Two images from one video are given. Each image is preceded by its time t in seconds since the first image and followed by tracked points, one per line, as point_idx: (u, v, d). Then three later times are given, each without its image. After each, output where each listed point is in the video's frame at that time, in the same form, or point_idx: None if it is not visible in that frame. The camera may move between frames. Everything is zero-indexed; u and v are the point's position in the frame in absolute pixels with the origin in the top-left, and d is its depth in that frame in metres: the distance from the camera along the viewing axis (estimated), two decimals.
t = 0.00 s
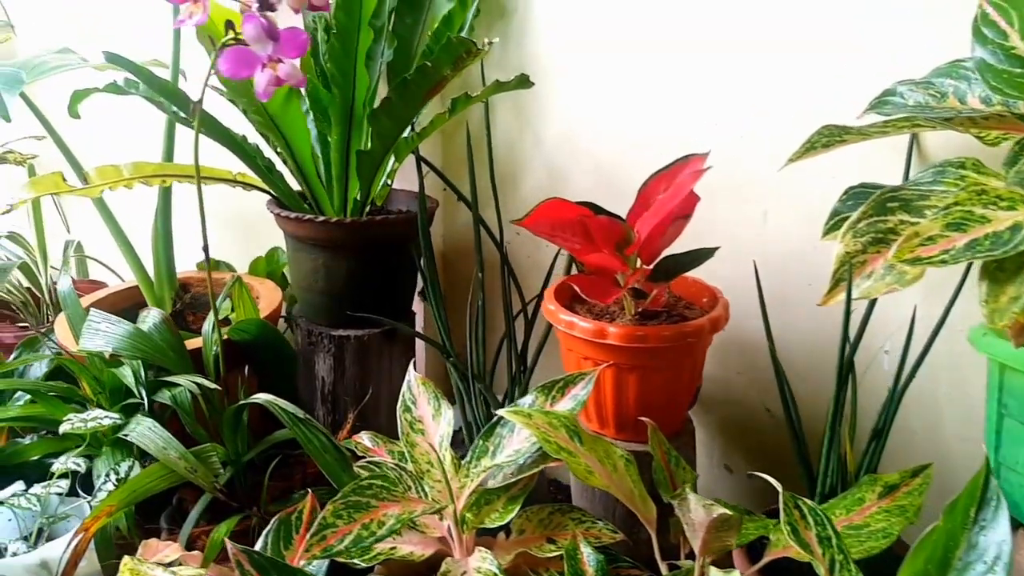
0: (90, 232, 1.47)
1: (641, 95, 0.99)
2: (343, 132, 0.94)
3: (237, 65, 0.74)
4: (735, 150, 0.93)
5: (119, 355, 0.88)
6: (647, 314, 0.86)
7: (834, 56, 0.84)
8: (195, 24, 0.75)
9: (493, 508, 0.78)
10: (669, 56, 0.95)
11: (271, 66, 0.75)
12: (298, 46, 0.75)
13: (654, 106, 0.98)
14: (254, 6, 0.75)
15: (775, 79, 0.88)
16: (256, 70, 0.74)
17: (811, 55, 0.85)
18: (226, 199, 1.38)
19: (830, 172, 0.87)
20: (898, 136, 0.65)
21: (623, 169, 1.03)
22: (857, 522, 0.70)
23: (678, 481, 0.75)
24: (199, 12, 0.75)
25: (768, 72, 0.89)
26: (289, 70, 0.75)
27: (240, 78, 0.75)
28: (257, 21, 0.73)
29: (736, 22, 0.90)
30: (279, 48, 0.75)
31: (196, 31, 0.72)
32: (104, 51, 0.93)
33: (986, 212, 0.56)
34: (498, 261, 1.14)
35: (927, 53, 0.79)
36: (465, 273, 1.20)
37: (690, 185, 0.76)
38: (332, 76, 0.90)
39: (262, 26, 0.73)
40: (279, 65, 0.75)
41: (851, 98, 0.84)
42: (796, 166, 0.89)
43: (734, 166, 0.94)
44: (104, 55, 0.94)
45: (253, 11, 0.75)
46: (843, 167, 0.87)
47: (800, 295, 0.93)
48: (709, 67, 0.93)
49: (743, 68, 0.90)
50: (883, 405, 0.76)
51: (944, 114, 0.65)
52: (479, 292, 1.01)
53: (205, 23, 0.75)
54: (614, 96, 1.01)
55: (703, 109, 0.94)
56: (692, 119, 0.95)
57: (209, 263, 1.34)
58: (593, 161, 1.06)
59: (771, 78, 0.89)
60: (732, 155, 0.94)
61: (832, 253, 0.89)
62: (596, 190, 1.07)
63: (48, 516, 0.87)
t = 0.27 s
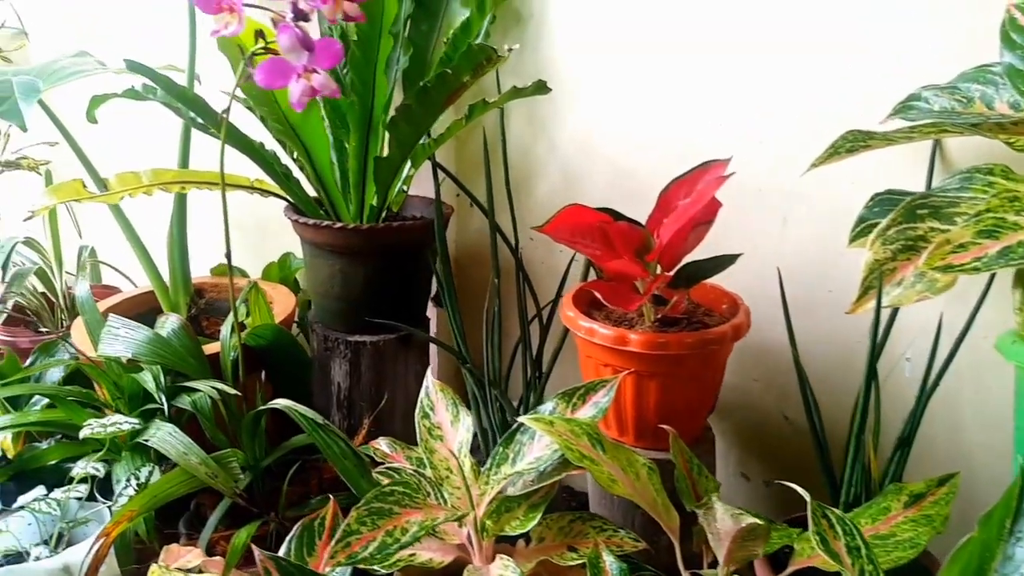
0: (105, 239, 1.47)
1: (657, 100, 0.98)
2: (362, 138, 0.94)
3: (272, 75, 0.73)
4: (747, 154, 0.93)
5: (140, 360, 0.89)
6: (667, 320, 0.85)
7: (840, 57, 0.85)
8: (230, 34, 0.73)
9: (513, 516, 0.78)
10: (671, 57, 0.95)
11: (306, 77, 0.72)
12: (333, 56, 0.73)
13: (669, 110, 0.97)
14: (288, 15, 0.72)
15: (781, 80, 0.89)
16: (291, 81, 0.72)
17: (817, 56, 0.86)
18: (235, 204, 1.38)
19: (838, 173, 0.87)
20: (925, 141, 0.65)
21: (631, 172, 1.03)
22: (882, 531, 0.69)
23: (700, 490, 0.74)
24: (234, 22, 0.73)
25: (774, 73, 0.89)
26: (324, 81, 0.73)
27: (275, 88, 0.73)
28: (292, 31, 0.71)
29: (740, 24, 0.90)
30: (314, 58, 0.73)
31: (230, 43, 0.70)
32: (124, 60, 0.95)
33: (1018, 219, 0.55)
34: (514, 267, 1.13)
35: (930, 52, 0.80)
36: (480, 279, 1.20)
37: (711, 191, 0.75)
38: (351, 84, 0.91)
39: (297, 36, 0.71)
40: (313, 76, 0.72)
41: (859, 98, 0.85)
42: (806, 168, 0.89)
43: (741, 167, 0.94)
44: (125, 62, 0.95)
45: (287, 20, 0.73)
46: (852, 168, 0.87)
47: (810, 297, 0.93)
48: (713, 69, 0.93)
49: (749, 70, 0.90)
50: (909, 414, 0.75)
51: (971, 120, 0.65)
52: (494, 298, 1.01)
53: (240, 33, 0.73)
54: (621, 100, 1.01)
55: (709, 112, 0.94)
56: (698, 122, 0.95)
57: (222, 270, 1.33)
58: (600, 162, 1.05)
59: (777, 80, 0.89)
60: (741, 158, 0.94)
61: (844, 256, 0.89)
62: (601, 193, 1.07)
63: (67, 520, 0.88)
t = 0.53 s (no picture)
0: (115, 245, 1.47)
1: (671, 106, 0.99)
2: (380, 146, 0.95)
3: (305, 89, 0.71)
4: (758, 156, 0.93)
5: (159, 368, 0.90)
6: (688, 327, 0.86)
7: (848, 60, 0.85)
8: (262, 48, 0.70)
9: (535, 523, 0.78)
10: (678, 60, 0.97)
11: (339, 91, 0.70)
12: (365, 71, 0.70)
13: (680, 115, 0.98)
14: (320, 28, 0.70)
15: (789, 82, 0.89)
16: (323, 95, 0.71)
17: (825, 58, 0.87)
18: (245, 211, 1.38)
19: (848, 175, 0.88)
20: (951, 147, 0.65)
21: (641, 176, 1.03)
22: (907, 538, 0.69)
23: (723, 497, 0.75)
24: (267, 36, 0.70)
25: (781, 76, 0.90)
26: (356, 96, 0.71)
27: (307, 103, 0.71)
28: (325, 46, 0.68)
29: (746, 27, 0.91)
30: (346, 73, 0.70)
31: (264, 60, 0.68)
32: (145, 67, 0.95)
33: None
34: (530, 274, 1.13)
35: (939, 54, 0.80)
36: (496, 285, 1.19)
37: (734, 199, 0.76)
38: (372, 93, 0.92)
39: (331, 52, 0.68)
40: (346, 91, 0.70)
41: (869, 101, 0.85)
42: (815, 170, 0.90)
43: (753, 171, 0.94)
44: (145, 69, 0.95)
45: (319, 33, 0.70)
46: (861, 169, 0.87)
47: (825, 301, 0.93)
48: (721, 72, 0.94)
49: (757, 73, 0.91)
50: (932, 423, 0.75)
51: (996, 125, 0.65)
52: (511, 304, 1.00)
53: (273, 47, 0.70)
54: (632, 104, 1.02)
55: (718, 115, 0.95)
56: (707, 125, 0.96)
57: (236, 275, 1.35)
58: (609, 166, 1.06)
59: (785, 83, 0.90)
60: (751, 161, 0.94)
61: (862, 261, 0.89)
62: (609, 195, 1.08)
63: (87, 528, 0.89)
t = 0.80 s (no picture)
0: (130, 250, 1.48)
1: (689, 112, 0.98)
2: (397, 152, 0.94)
3: (331, 100, 0.70)
4: (769, 157, 0.94)
5: (179, 372, 0.90)
6: (708, 332, 0.86)
7: (853, 61, 0.86)
8: (288, 59, 0.69)
9: (555, 529, 0.77)
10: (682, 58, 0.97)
11: (365, 102, 0.70)
12: (391, 81, 0.70)
13: (691, 117, 0.98)
14: (345, 38, 0.70)
15: (796, 84, 0.90)
16: (349, 106, 0.70)
17: (829, 59, 0.87)
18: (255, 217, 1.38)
19: (865, 179, 0.88)
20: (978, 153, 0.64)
21: (657, 179, 1.04)
22: (932, 547, 0.68)
23: (745, 505, 0.75)
24: (293, 46, 0.69)
25: (786, 77, 0.90)
26: (381, 106, 0.70)
27: (333, 114, 0.70)
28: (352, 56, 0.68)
29: (753, 30, 0.91)
30: (371, 83, 0.70)
31: (291, 71, 0.67)
32: (164, 73, 0.95)
33: None
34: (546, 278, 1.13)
35: (943, 54, 0.81)
36: (510, 290, 1.19)
37: (756, 205, 0.76)
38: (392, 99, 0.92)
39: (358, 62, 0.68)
40: (372, 101, 0.70)
41: (874, 101, 0.86)
42: (823, 170, 0.91)
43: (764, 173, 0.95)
44: (166, 76, 0.95)
45: (345, 43, 0.70)
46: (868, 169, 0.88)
47: (846, 307, 0.93)
48: (727, 74, 0.94)
49: (764, 75, 0.92)
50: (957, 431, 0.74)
51: None
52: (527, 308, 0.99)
53: (299, 58, 0.69)
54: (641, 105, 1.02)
55: (726, 117, 0.96)
56: (716, 127, 0.97)
57: (251, 279, 1.36)
58: (617, 167, 1.06)
59: (791, 84, 0.90)
60: (761, 162, 0.95)
61: (884, 266, 0.89)
62: (613, 196, 1.08)
63: (107, 530, 0.89)
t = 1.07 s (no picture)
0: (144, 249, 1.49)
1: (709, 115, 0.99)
2: (413, 154, 0.94)
3: (352, 103, 0.70)
4: (785, 159, 0.95)
5: (197, 371, 0.92)
6: (726, 337, 0.86)
7: (867, 61, 0.87)
8: (310, 62, 0.70)
9: (571, 532, 0.77)
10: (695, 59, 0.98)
11: (385, 105, 0.70)
12: (412, 85, 0.70)
13: (710, 121, 0.99)
14: (368, 42, 0.70)
15: (810, 85, 0.91)
16: (371, 109, 0.70)
17: (842, 60, 0.88)
18: (270, 217, 1.38)
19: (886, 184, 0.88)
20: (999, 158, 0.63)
21: (675, 183, 1.04)
22: (952, 555, 0.67)
23: (762, 510, 0.75)
24: (316, 49, 0.70)
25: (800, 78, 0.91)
26: (402, 109, 0.71)
27: (355, 117, 0.71)
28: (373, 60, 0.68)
29: (766, 30, 0.92)
30: (393, 86, 0.70)
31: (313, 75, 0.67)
32: (184, 74, 0.95)
33: None
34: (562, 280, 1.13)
35: (966, 59, 0.82)
36: (524, 292, 1.19)
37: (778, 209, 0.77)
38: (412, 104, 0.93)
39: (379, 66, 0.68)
40: (393, 105, 0.70)
41: (887, 102, 0.87)
42: (838, 171, 0.91)
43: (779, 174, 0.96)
44: (185, 78, 0.96)
45: (367, 46, 0.70)
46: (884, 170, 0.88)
47: (864, 311, 0.93)
48: (742, 75, 0.95)
49: (778, 75, 0.92)
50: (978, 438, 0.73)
51: None
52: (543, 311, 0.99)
53: (322, 61, 0.70)
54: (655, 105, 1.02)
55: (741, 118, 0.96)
56: (731, 128, 0.97)
57: (265, 279, 1.36)
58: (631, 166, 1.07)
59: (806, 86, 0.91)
60: (776, 163, 0.96)
61: (904, 270, 0.90)
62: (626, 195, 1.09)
63: (125, 528, 0.90)
